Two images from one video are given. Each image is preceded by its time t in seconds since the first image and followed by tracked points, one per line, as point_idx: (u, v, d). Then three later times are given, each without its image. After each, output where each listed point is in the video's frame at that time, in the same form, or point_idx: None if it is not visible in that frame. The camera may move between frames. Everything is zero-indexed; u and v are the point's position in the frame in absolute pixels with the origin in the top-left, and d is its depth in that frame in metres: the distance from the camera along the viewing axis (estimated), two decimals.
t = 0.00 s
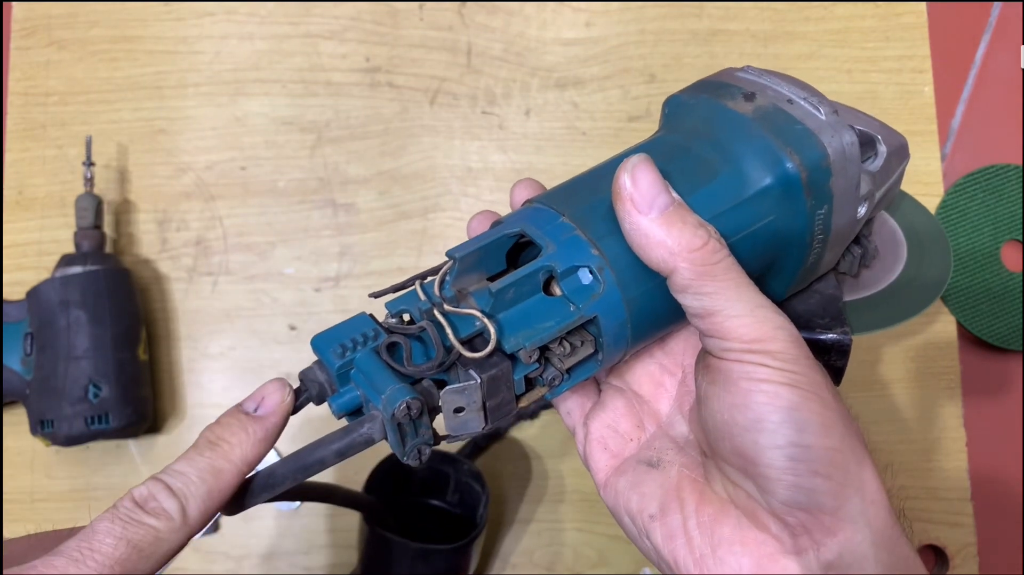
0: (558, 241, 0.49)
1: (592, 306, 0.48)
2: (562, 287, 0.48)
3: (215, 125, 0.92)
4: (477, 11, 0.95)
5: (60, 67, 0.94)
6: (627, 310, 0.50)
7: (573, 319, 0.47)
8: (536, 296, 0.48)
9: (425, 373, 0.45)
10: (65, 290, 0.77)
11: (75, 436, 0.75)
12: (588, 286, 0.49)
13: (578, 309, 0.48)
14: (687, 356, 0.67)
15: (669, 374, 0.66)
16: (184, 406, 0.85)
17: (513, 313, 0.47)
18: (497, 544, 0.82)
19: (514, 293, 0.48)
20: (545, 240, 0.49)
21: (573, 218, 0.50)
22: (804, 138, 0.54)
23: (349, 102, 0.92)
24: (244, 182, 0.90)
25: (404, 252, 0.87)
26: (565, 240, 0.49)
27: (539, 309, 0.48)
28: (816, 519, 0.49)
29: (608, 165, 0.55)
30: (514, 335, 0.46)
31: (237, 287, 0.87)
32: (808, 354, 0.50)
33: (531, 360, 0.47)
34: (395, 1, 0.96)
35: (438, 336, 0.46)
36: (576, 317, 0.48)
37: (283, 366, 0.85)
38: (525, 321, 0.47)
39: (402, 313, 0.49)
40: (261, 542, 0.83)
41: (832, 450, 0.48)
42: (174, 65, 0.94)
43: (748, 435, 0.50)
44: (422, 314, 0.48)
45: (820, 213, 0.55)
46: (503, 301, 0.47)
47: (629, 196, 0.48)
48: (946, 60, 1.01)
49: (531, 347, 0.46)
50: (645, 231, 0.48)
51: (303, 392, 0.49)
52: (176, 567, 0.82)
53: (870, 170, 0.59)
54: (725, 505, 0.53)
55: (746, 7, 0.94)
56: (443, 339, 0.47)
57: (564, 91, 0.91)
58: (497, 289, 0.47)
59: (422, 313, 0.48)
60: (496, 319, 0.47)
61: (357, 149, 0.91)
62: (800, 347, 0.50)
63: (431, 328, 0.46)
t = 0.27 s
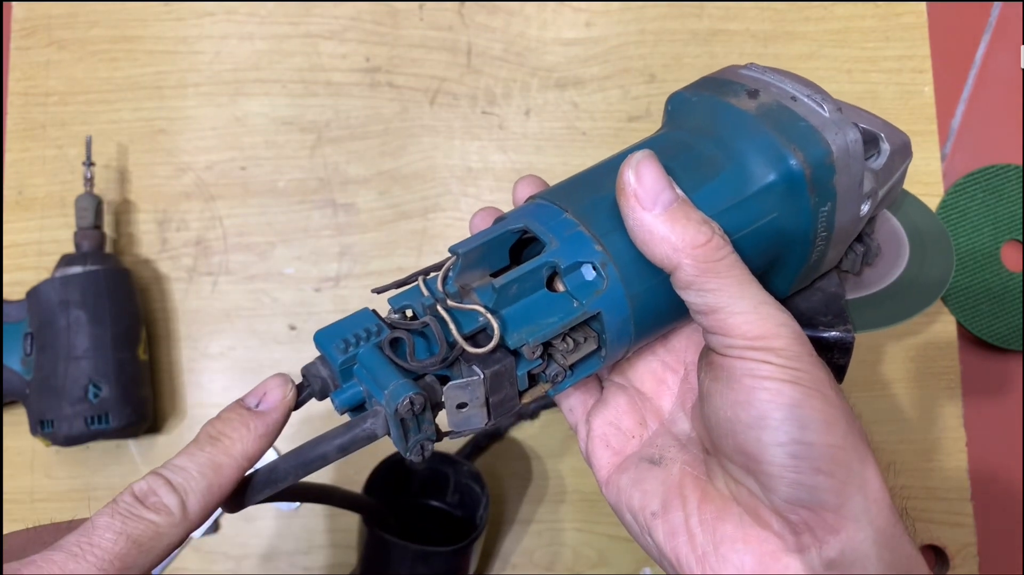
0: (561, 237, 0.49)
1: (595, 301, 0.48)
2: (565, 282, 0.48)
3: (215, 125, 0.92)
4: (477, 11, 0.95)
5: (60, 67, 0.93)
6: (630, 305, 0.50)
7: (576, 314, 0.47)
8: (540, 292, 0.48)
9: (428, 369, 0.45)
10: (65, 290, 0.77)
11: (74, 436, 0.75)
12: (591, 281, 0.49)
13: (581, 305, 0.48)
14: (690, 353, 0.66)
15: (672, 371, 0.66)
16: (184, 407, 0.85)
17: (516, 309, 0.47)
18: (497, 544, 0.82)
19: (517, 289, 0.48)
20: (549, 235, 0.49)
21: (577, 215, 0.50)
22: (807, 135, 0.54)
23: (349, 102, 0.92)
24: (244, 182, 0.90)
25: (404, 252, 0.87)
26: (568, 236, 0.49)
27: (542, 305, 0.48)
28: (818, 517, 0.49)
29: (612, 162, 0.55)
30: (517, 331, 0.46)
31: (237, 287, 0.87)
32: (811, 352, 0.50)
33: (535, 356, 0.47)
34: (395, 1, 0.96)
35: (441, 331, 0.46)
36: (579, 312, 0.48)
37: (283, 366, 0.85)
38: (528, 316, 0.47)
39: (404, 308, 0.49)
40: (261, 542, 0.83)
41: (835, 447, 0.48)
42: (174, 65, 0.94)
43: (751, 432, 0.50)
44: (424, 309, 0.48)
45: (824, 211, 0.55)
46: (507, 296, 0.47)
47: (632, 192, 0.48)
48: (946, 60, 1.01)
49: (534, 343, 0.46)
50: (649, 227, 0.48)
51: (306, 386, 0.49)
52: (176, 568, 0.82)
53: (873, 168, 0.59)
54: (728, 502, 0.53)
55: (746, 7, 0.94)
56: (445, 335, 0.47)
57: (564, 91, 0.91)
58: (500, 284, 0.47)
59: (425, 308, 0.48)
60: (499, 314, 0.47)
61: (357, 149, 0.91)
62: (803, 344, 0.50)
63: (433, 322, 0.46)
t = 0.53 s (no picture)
0: (563, 236, 0.49)
1: (597, 300, 0.48)
2: (567, 281, 0.49)
3: (215, 125, 0.92)
4: (477, 11, 0.95)
5: (60, 67, 0.93)
6: (632, 304, 0.50)
7: (578, 313, 0.47)
8: (542, 291, 0.48)
9: (430, 366, 0.46)
10: (65, 290, 0.77)
11: (74, 436, 0.75)
12: (593, 280, 0.49)
13: (583, 304, 0.48)
14: (690, 354, 0.67)
15: (672, 371, 0.66)
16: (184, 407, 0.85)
17: (518, 307, 0.47)
18: (497, 544, 0.82)
19: (520, 287, 0.47)
20: (550, 234, 0.49)
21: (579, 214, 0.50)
22: (809, 136, 0.54)
23: (350, 102, 0.92)
24: (244, 182, 0.90)
25: (404, 252, 0.87)
26: (570, 235, 0.49)
27: (544, 304, 0.48)
28: (820, 517, 0.49)
29: (613, 162, 0.55)
30: (519, 330, 0.46)
31: (237, 287, 0.87)
32: (813, 352, 0.50)
33: (536, 355, 0.47)
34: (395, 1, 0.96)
35: (443, 331, 0.46)
36: (581, 311, 0.48)
37: (283, 366, 0.85)
38: (529, 315, 0.47)
39: (406, 307, 0.49)
40: (261, 543, 0.83)
41: (836, 447, 0.48)
42: (174, 65, 0.94)
43: (752, 432, 0.50)
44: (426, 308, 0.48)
45: (825, 211, 0.55)
46: (508, 295, 0.47)
47: (635, 191, 0.48)
48: (946, 60, 1.01)
49: (536, 342, 0.46)
50: (651, 227, 0.48)
51: (307, 388, 0.47)
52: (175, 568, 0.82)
53: (874, 170, 0.59)
54: (729, 502, 0.53)
55: (746, 7, 0.94)
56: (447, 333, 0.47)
57: (564, 91, 0.91)
58: (502, 283, 0.47)
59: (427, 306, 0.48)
60: (501, 313, 0.47)
61: (357, 150, 0.91)
62: (804, 344, 0.50)
63: (436, 322, 0.46)
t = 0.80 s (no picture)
0: (567, 233, 0.49)
1: (600, 297, 0.48)
2: (571, 278, 0.49)
3: (215, 125, 0.92)
4: (477, 11, 0.95)
5: (59, 67, 0.94)
6: (635, 301, 0.50)
7: (581, 310, 0.47)
8: (546, 288, 0.48)
9: (434, 361, 0.45)
10: (65, 290, 0.77)
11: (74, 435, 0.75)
12: (596, 278, 0.49)
13: (586, 301, 0.48)
14: (691, 352, 0.67)
15: (674, 370, 0.66)
16: (184, 406, 0.85)
17: (522, 304, 0.47)
18: (497, 544, 0.82)
19: (523, 283, 0.47)
20: (554, 231, 0.49)
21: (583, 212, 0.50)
22: (812, 136, 0.54)
23: (349, 102, 0.92)
24: (244, 182, 0.90)
25: (404, 252, 0.87)
26: (574, 232, 0.49)
27: (548, 301, 0.48)
28: (821, 515, 0.49)
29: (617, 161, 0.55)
30: (523, 327, 0.46)
31: (237, 287, 0.87)
32: (816, 350, 0.50)
33: (540, 351, 0.47)
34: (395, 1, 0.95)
35: (448, 326, 0.46)
36: (584, 308, 0.48)
37: (283, 366, 0.85)
38: (533, 312, 0.47)
39: (410, 302, 0.49)
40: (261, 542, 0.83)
41: (838, 446, 0.48)
42: (174, 65, 0.94)
43: (755, 430, 0.49)
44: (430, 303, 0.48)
45: (828, 211, 0.55)
46: (513, 291, 0.47)
47: (640, 188, 0.48)
48: (946, 60, 1.01)
49: (540, 338, 0.46)
50: (655, 224, 0.48)
51: (309, 382, 0.47)
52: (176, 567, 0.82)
53: (876, 171, 0.59)
54: (731, 500, 0.53)
55: (747, 7, 0.94)
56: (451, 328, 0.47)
57: (564, 91, 0.91)
58: (506, 279, 0.47)
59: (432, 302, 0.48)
60: (505, 310, 0.47)
61: (357, 149, 0.91)
62: (808, 342, 0.50)
63: (440, 317, 0.46)
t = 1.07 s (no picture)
0: (566, 232, 0.49)
1: (598, 296, 0.48)
2: (569, 277, 0.49)
3: (215, 125, 0.92)
4: (477, 11, 0.95)
5: (59, 67, 0.93)
6: (633, 300, 0.50)
7: (579, 309, 0.47)
8: (544, 287, 0.48)
9: (433, 360, 0.45)
10: (65, 290, 0.77)
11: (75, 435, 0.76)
12: (594, 276, 0.49)
13: (585, 300, 0.48)
14: (689, 351, 0.67)
15: (673, 369, 0.66)
16: (184, 407, 0.85)
17: (520, 303, 0.47)
18: (497, 544, 0.82)
19: (522, 283, 0.47)
20: (553, 230, 0.49)
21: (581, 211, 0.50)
22: (810, 135, 0.54)
23: (349, 102, 0.92)
24: (244, 182, 0.90)
25: (404, 252, 0.87)
26: (573, 231, 0.49)
27: (546, 300, 0.48)
28: (820, 514, 0.49)
29: (615, 160, 0.55)
30: (521, 325, 0.46)
31: (237, 287, 0.87)
32: (815, 349, 0.50)
33: (538, 350, 0.47)
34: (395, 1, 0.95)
35: (447, 326, 0.46)
36: (583, 307, 0.48)
37: (283, 367, 0.85)
38: (531, 311, 0.47)
39: (409, 302, 0.49)
40: (261, 542, 0.83)
41: (837, 445, 0.48)
42: (174, 65, 0.94)
43: (753, 429, 0.49)
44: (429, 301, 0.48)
45: (826, 210, 0.55)
46: (511, 291, 0.47)
47: (638, 187, 0.48)
48: (946, 60, 1.01)
49: (538, 337, 0.46)
50: (654, 223, 0.48)
51: (305, 382, 0.47)
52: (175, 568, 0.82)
53: (874, 171, 0.59)
54: (729, 499, 0.53)
55: (747, 7, 0.94)
56: (450, 327, 0.47)
57: (564, 91, 0.91)
58: (504, 278, 0.47)
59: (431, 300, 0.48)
60: (503, 309, 0.47)
61: (357, 150, 0.91)
62: (806, 341, 0.50)
63: (439, 315, 0.46)
